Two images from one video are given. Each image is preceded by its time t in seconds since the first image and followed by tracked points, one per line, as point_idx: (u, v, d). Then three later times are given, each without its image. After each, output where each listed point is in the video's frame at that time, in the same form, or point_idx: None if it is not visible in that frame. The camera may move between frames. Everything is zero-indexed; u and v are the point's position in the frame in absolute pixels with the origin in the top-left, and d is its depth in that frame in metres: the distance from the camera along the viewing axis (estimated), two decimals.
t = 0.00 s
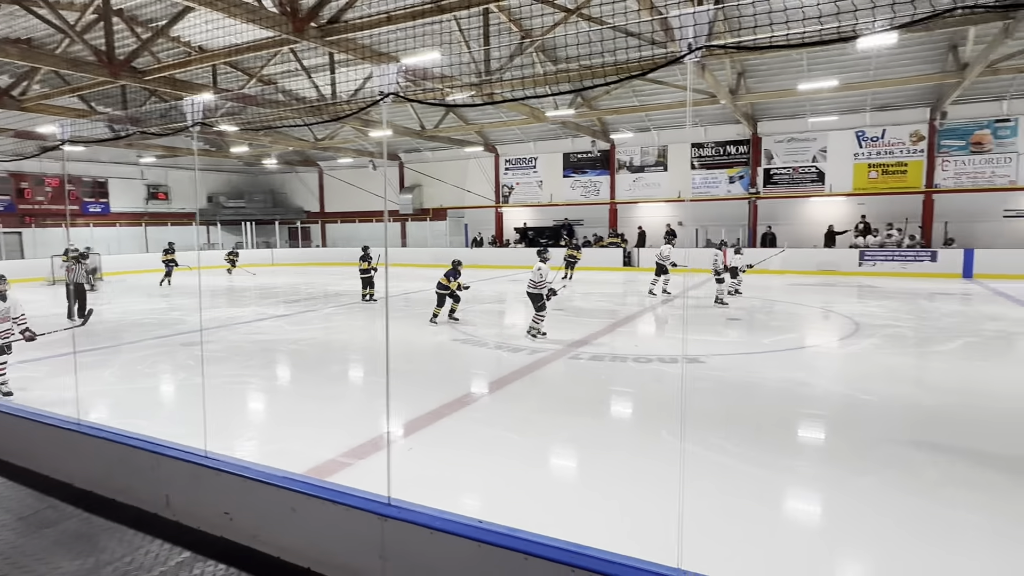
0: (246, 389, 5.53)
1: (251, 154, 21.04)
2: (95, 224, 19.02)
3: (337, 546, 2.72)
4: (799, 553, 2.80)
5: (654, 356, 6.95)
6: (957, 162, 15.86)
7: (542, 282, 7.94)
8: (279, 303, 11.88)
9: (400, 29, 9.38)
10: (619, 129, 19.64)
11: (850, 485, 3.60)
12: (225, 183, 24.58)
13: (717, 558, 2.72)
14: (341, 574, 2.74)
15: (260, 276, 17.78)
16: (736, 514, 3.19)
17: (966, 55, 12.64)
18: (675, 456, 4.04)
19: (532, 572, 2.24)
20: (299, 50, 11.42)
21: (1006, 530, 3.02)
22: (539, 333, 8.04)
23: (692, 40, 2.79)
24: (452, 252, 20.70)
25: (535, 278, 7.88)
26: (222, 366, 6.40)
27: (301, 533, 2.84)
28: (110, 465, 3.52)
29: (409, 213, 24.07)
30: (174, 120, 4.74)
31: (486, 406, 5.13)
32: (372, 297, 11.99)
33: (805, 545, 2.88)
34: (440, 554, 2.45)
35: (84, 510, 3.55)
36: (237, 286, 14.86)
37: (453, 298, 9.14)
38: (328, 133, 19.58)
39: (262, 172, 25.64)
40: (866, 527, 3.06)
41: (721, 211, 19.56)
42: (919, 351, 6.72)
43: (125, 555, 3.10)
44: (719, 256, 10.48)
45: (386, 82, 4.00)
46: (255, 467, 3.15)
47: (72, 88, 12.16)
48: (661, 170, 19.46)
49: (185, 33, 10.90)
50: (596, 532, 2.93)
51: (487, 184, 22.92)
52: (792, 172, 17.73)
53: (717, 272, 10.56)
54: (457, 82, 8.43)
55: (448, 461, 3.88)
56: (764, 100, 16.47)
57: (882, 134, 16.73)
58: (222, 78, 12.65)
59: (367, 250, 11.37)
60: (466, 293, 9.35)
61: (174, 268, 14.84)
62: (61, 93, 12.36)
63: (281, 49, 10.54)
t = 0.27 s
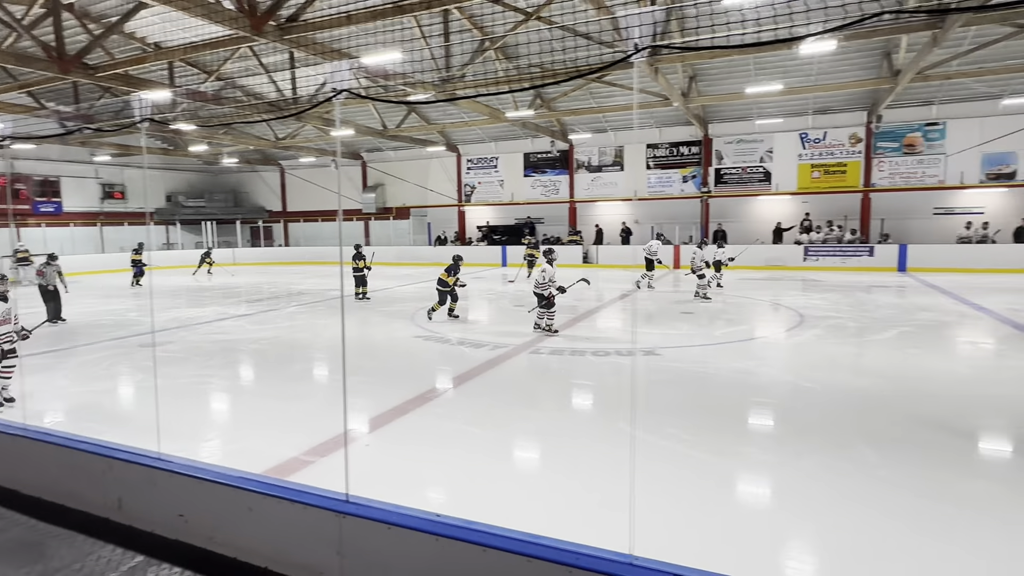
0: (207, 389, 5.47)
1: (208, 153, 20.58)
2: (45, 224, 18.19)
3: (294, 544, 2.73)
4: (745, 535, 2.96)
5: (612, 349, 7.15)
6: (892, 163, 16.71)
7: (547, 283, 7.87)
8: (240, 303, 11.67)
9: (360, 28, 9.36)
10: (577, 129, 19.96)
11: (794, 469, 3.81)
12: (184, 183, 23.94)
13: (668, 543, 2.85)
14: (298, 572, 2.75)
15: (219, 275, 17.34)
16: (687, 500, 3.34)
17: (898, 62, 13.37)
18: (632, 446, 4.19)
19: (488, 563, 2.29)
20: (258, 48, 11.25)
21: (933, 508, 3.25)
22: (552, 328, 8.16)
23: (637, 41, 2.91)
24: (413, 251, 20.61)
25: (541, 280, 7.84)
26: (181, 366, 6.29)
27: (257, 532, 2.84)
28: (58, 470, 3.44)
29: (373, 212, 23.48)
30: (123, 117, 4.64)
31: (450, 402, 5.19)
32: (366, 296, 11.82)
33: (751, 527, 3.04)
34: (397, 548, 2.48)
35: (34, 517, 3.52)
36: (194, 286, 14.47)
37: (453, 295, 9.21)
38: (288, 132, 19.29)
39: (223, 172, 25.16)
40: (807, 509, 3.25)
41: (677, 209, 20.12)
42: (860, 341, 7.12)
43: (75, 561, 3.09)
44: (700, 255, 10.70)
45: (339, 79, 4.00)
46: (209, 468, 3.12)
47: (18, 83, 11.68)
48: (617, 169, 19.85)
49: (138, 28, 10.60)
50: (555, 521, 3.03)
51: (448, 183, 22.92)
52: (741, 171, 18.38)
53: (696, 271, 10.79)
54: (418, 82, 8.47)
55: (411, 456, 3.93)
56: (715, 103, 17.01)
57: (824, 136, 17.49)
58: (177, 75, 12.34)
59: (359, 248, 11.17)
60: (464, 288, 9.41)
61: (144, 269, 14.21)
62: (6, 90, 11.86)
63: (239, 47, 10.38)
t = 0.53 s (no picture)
0: (160, 392, 5.31)
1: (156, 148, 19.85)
2: None
3: (245, 550, 2.69)
4: (697, 523, 3.06)
5: (570, 345, 7.25)
6: (835, 163, 17.48)
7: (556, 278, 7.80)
8: (194, 303, 11.34)
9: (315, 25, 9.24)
10: (535, 128, 20.12)
11: (744, 458, 3.96)
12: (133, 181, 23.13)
13: (624, 534, 2.93)
14: None
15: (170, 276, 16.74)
16: (643, 492, 3.43)
17: (841, 66, 13.95)
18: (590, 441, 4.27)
19: (443, 560, 2.31)
20: (210, 43, 10.96)
21: (871, 491, 3.44)
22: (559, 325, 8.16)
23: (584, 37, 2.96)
24: (372, 249, 20.37)
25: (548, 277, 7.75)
26: (130, 370, 6.07)
27: (206, 539, 2.78)
28: None
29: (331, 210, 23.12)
30: (60, 111, 4.45)
31: (411, 400, 5.19)
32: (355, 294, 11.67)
33: (703, 516, 3.15)
34: (351, 549, 2.47)
35: None
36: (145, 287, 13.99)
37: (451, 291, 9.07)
38: (243, 129, 18.77)
39: (174, 169, 24.43)
40: (756, 497, 3.38)
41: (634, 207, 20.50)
42: (806, 333, 7.44)
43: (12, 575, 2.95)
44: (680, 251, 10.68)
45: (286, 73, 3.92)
46: (156, 474, 3.03)
47: None
48: (575, 168, 20.01)
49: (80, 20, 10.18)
50: (514, 515, 3.07)
51: (407, 181, 22.75)
52: (695, 170, 18.88)
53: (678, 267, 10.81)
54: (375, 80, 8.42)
55: (371, 456, 3.91)
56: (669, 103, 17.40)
57: (772, 136, 18.08)
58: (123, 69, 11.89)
59: (348, 246, 11.01)
60: (460, 286, 9.32)
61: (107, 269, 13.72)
62: None
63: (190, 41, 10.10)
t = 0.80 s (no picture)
0: (109, 396, 5.12)
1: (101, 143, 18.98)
2: None
3: (194, 557, 2.62)
4: (654, 514, 3.13)
5: (532, 341, 7.30)
6: (786, 161, 18.08)
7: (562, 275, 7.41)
8: (145, 304, 10.93)
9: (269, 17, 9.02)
10: (496, 126, 20.11)
11: (700, 449, 4.07)
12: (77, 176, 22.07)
13: (584, 528, 2.97)
14: None
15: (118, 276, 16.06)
16: (603, 485, 3.49)
17: (791, 67, 14.42)
18: (552, 437, 4.31)
19: (399, 560, 2.30)
20: (159, 33, 10.57)
21: (819, 478, 3.58)
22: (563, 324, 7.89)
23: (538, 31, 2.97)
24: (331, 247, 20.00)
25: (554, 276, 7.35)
26: (76, 374, 5.82)
27: (152, 548, 2.69)
28: None
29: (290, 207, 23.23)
30: None
31: (372, 398, 5.15)
32: (345, 292, 11.54)
33: (660, 507, 3.23)
34: (305, 552, 2.44)
35: None
36: (92, 287, 13.43)
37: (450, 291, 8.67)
38: (196, 124, 18.20)
39: (123, 165, 23.46)
40: (711, 487, 3.48)
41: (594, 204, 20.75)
42: (759, 326, 7.69)
43: None
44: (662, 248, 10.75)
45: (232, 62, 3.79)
46: (100, 481, 2.93)
47: None
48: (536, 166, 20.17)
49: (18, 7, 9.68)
50: (476, 513, 3.08)
51: (367, 177, 22.44)
52: (653, 167, 19.22)
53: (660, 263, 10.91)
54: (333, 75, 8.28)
55: (330, 457, 3.87)
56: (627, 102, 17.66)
57: (727, 135, 18.54)
58: (65, 59, 11.36)
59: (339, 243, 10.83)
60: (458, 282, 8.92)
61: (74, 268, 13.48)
62: None
63: (137, 32, 9.73)
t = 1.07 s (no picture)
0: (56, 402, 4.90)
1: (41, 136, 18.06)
2: None
3: (140, 567, 2.52)
4: (616, 508, 3.18)
5: (494, 338, 7.32)
6: (741, 160, 18.58)
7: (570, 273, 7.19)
8: (92, 305, 10.48)
9: (223, 10, 8.77)
10: (458, 123, 20.03)
11: (660, 442, 4.15)
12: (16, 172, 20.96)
13: (547, 524, 3.00)
14: None
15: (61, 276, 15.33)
16: (566, 481, 3.52)
17: (745, 68, 14.80)
18: (516, 433, 4.33)
19: (356, 564, 2.26)
20: (105, 23, 10.15)
21: (773, 467, 3.70)
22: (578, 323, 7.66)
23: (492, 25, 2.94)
24: (289, 245, 19.57)
25: (560, 273, 7.21)
26: (17, 380, 5.53)
27: (96, 559, 2.58)
28: None
29: (246, 205, 22.60)
30: None
31: (334, 398, 5.08)
32: (336, 290, 11.45)
33: (622, 500, 3.28)
34: (258, 559, 2.38)
35: None
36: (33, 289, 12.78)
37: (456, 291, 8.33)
38: (144, 118, 17.51)
39: (66, 160, 22.41)
40: (670, 479, 3.56)
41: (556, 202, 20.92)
42: (716, 320, 7.90)
43: None
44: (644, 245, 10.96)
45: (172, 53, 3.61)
46: (39, 491, 2.80)
47: None
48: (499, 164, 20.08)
49: None
50: (438, 512, 3.06)
51: (327, 174, 22.06)
52: (613, 165, 19.47)
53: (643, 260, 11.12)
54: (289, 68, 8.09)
55: (290, 459, 3.79)
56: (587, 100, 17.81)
57: (684, 134, 18.92)
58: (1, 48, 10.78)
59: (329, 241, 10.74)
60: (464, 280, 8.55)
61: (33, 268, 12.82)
62: None
63: (81, 21, 9.31)
